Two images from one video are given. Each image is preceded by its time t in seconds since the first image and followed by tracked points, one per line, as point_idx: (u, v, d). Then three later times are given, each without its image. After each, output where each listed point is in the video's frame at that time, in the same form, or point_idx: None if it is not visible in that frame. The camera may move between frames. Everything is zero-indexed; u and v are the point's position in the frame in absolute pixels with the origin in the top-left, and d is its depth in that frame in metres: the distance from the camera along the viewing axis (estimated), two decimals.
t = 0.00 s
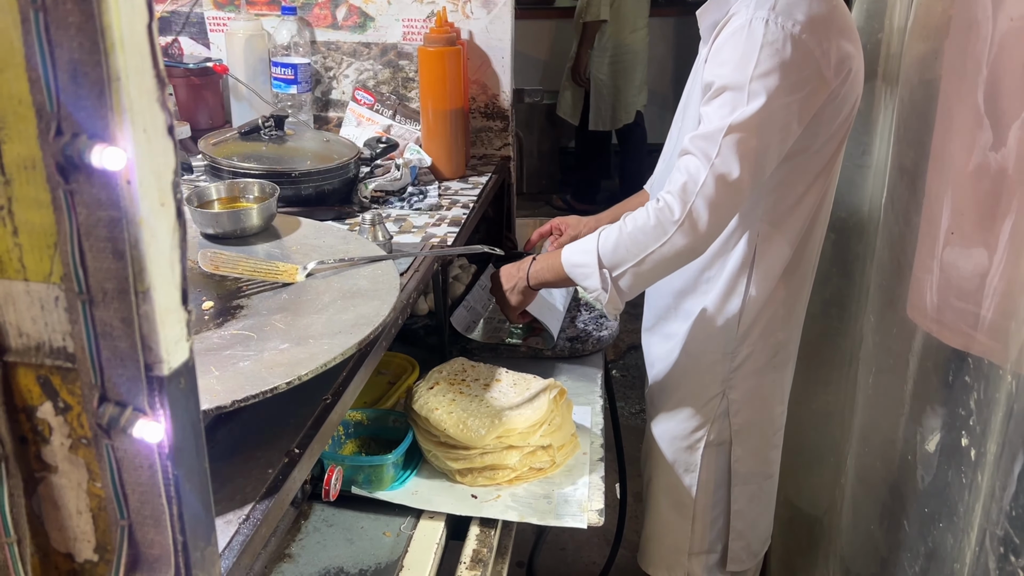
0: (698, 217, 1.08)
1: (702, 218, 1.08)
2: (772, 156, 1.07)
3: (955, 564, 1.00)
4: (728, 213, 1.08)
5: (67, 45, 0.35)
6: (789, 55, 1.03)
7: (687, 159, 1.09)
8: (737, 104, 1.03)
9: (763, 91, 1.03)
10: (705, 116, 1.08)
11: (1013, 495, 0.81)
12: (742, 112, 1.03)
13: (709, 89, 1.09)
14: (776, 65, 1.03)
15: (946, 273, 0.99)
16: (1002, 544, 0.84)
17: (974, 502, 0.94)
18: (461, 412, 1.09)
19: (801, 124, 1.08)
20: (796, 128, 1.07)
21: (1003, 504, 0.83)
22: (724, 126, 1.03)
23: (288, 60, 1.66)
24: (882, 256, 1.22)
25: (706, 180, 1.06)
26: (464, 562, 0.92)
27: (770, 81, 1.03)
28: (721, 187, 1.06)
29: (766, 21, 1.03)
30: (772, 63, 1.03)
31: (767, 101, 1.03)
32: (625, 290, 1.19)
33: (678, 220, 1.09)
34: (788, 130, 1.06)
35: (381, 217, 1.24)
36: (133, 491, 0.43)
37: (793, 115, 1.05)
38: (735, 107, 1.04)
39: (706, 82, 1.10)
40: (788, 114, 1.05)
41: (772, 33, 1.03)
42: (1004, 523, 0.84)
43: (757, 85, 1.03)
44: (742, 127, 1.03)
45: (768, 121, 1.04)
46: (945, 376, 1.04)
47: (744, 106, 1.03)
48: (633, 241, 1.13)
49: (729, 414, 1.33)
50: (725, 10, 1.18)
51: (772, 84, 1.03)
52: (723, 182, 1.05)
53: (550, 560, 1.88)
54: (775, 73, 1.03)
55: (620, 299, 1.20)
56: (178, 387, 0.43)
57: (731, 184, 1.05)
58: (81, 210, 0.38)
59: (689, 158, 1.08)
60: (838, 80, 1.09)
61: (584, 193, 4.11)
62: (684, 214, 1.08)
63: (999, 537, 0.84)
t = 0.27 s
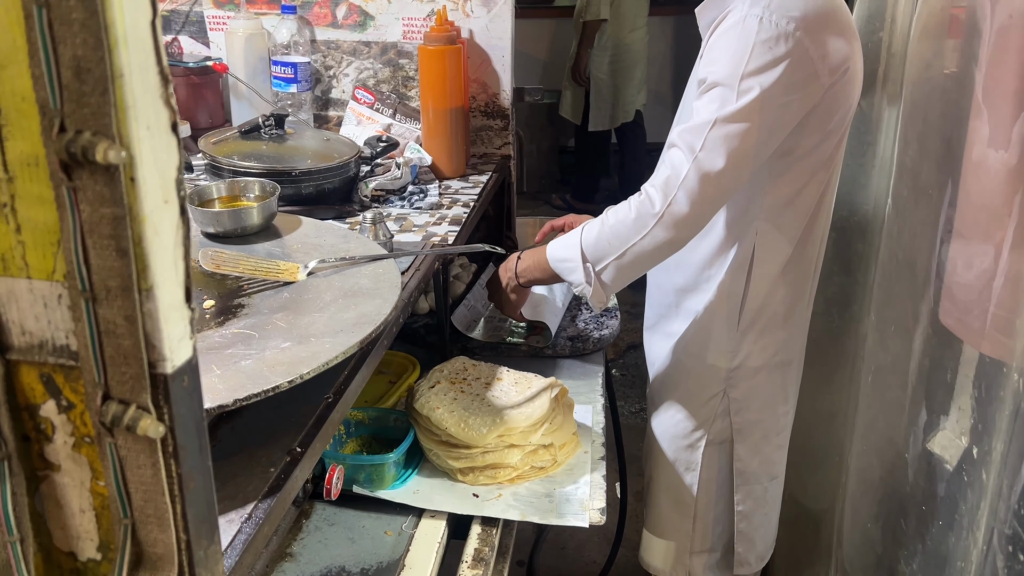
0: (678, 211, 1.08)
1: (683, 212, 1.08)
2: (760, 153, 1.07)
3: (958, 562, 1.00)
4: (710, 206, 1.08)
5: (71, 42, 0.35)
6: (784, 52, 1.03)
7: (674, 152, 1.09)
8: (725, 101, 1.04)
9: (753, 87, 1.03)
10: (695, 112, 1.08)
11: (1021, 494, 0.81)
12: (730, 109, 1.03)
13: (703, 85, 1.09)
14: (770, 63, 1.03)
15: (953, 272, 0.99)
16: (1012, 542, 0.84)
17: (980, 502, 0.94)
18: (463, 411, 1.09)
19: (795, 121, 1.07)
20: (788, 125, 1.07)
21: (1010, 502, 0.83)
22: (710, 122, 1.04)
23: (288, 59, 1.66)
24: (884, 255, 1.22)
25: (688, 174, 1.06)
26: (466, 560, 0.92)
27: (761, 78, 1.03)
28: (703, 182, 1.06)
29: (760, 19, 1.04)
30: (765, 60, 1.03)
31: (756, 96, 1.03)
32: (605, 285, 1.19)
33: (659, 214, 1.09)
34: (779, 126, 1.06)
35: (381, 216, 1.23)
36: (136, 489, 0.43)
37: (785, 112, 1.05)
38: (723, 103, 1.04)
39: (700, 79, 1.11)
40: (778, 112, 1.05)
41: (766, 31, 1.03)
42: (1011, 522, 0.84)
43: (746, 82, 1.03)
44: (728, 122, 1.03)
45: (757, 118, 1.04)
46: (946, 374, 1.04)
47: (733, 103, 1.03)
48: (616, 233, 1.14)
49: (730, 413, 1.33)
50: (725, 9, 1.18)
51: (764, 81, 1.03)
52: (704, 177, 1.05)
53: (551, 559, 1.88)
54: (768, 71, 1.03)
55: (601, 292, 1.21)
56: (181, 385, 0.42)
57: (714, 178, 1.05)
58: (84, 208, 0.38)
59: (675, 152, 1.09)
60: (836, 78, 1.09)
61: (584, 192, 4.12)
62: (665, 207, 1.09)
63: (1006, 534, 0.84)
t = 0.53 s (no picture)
0: (669, 208, 1.09)
1: (673, 209, 1.09)
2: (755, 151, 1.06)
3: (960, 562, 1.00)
4: (701, 203, 1.08)
5: (72, 40, 0.35)
6: (784, 51, 1.03)
7: (667, 150, 1.09)
8: (720, 99, 1.03)
9: (749, 86, 1.03)
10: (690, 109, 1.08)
11: None
12: (724, 107, 1.03)
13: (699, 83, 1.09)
14: (767, 61, 1.03)
15: (959, 272, 0.99)
16: (1017, 542, 0.83)
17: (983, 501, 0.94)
18: (463, 410, 1.09)
19: (791, 119, 1.07)
20: (784, 123, 1.06)
21: (1014, 502, 0.83)
22: (703, 119, 1.04)
23: (287, 58, 1.66)
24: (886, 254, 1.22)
25: (679, 172, 1.06)
26: (467, 560, 0.92)
27: (757, 77, 1.03)
28: (694, 180, 1.06)
29: (757, 17, 1.04)
30: (761, 59, 1.03)
31: (751, 94, 1.02)
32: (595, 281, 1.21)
33: (650, 210, 1.10)
34: (774, 124, 1.05)
35: (381, 215, 1.23)
36: (137, 490, 0.42)
37: (782, 111, 1.05)
38: (717, 102, 1.04)
39: (698, 76, 1.11)
40: (774, 110, 1.04)
41: (763, 29, 1.03)
42: (1016, 521, 0.84)
43: (741, 80, 1.03)
44: (722, 120, 1.03)
45: (751, 116, 1.03)
46: (948, 374, 1.04)
47: (727, 101, 1.03)
48: (607, 229, 1.15)
49: (731, 412, 1.32)
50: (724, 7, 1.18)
51: (760, 80, 1.03)
52: (695, 175, 1.06)
53: (551, 558, 1.88)
54: (765, 70, 1.03)
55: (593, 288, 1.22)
56: (183, 385, 0.42)
57: (706, 175, 1.06)
58: (85, 207, 0.37)
59: (668, 149, 1.09)
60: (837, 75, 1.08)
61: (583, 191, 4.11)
62: (656, 204, 1.09)
63: (1011, 534, 0.84)
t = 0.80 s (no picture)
0: (666, 209, 1.09)
1: (670, 210, 1.09)
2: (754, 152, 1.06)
3: (959, 561, 1.00)
4: (698, 205, 1.08)
5: (70, 39, 0.34)
6: (782, 51, 1.03)
7: (666, 150, 1.10)
8: (717, 99, 1.03)
9: (746, 86, 1.02)
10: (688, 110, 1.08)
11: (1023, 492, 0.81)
12: (721, 108, 1.03)
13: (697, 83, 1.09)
14: (765, 62, 1.02)
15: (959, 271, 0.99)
16: (1017, 541, 0.83)
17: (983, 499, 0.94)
18: (462, 410, 1.08)
19: (790, 119, 1.07)
20: (783, 123, 1.06)
21: (1013, 501, 0.83)
22: (699, 120, 1.04)
23: (286, 57, 1.66)
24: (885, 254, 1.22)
25: (676, 172, 1.07)
26: (466, 560, 0.92)
27: (755, 77, 1.02)
28: (690, 180, 1.06)
29: (754, 17, 1.04)
30: (759, 59, 1.02)
31: (748, 95, 1.02)
32: (596, 282, 1.21)
33: (647, 210, 1.10)
34: (772, 125, 1.05)
35: (380, 214, 1.23)
36: (135, 490, 0.42)
37: (781, 111, 1.05)
38: (715, 102, 1.04)
39: (697, 76, 1.11)
40: (773, 110, 1.04)
41: (761, 29, 1.03)
42: (1015, 521, 0.83)
43: (739, 81, 1.03)
44: (719, 121, 1.03)
45: (749, 116, 1.03)
46: (946, 373, 1.03)
47: (724, 101, 1.03)
48: (605, 230, 1.16)
49: (732, 412, 1.32)
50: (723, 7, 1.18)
51: (758, 80, 1.02)
52: (692, 175, 1.06)
53: (550, 557, 1.88)
54: (764, 70, 1.03)
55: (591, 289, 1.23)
56: (181, 385, 0.42)
57: (703, 177, 1.06)
58: (82, 206, 0.37)
59: (666, 150, 1.09)
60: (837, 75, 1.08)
61: (582, 191, 4.11)
62: (653, 204, 1.10)
63: (1011, 534, 0.84)
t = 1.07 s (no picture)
0: (669, 209, 1.09)
1: (673, 210, 1.09)
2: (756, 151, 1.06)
3: (958, 560, 1.00)
4: (700, 205, 1.08)
5: (65, 33, 0.34)
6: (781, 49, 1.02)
7: (667, 151, 1.10)
8: (718, 99, 1.03)
9: (747, 86, 1.02)
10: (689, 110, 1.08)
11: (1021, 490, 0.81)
12: (722, 107, 1.03)
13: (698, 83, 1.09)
14: (766, 61, 1.02)
15: (959, 269, 0.99)
16: (1015, 539, 0.83)
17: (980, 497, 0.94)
18: (461, 408, 1.08)
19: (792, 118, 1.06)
20: (785, 122, 1.06)
21: (1012, 499, 0.83)
22: (700, 120, 1.04)
23: (284, 54, 1.65)
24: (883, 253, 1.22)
25: (678, 172, 1.07)
26: (463, 558, 0.92)
27: (755, 76, 1.02)
28: (693, 180, 1.06)
29: (754, 17, 1.04)
30: (760, 58, 1.02)
31: (749, 94, 1.02)
32: (599, 284, 1.22)
33: (649, 211, 1.10)
34: (773, 125, 1.05)
35: (378, 212, 1.23)
36: (131, 487, 0.42)
37: (782, 110, 1.04)
38: (716, 101, 1.04)
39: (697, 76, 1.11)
40: (775, 109, 1.04)
41: (761, 28, 1.03)
42: (1014, 519, 0.83)
43: (740, 80, 1.02)
44: (720, 121, 1.03)
45: (751, 116, 1.03)
46: (945, 371, 1.03)
47: (725, 101, 1.03)
48: (609, 231, 1.16)
49: (731, 410, 1.32)
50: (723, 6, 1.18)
51: (758, 80, 1.02)
52: (694, 175, 1.06)
53: (549, 556, 1.88)
54: (764, 69, 1.02)
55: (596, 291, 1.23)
56: (178, 381, 0.42)
57: (704, 176, 1.06)
58: (78, 201, 0.37)
59: (668, 150, 1.09)
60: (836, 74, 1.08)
61: (582, 189, 4.11)
62: (656, 205, 1.10)
63: (1009, 532, 0.84)
